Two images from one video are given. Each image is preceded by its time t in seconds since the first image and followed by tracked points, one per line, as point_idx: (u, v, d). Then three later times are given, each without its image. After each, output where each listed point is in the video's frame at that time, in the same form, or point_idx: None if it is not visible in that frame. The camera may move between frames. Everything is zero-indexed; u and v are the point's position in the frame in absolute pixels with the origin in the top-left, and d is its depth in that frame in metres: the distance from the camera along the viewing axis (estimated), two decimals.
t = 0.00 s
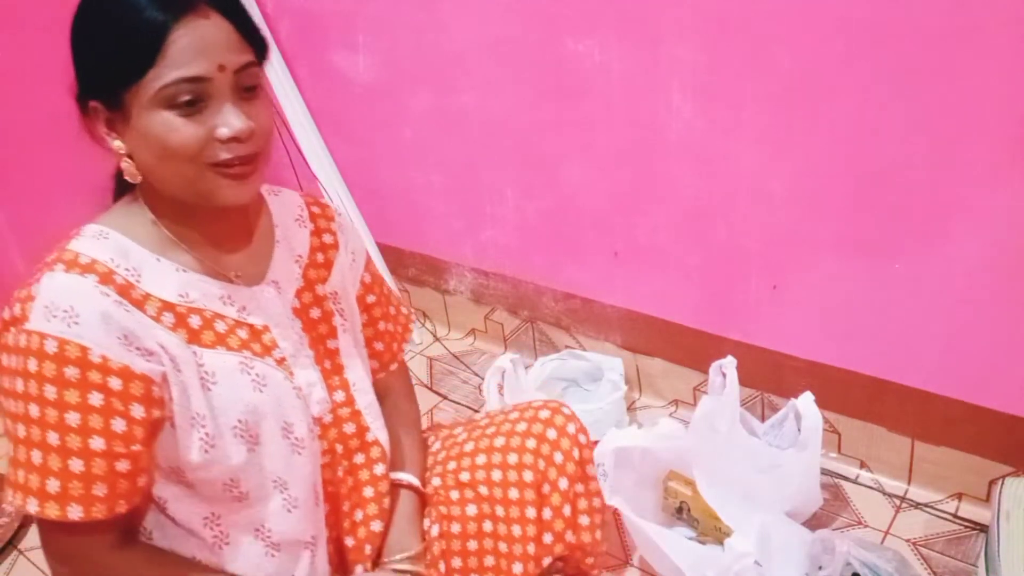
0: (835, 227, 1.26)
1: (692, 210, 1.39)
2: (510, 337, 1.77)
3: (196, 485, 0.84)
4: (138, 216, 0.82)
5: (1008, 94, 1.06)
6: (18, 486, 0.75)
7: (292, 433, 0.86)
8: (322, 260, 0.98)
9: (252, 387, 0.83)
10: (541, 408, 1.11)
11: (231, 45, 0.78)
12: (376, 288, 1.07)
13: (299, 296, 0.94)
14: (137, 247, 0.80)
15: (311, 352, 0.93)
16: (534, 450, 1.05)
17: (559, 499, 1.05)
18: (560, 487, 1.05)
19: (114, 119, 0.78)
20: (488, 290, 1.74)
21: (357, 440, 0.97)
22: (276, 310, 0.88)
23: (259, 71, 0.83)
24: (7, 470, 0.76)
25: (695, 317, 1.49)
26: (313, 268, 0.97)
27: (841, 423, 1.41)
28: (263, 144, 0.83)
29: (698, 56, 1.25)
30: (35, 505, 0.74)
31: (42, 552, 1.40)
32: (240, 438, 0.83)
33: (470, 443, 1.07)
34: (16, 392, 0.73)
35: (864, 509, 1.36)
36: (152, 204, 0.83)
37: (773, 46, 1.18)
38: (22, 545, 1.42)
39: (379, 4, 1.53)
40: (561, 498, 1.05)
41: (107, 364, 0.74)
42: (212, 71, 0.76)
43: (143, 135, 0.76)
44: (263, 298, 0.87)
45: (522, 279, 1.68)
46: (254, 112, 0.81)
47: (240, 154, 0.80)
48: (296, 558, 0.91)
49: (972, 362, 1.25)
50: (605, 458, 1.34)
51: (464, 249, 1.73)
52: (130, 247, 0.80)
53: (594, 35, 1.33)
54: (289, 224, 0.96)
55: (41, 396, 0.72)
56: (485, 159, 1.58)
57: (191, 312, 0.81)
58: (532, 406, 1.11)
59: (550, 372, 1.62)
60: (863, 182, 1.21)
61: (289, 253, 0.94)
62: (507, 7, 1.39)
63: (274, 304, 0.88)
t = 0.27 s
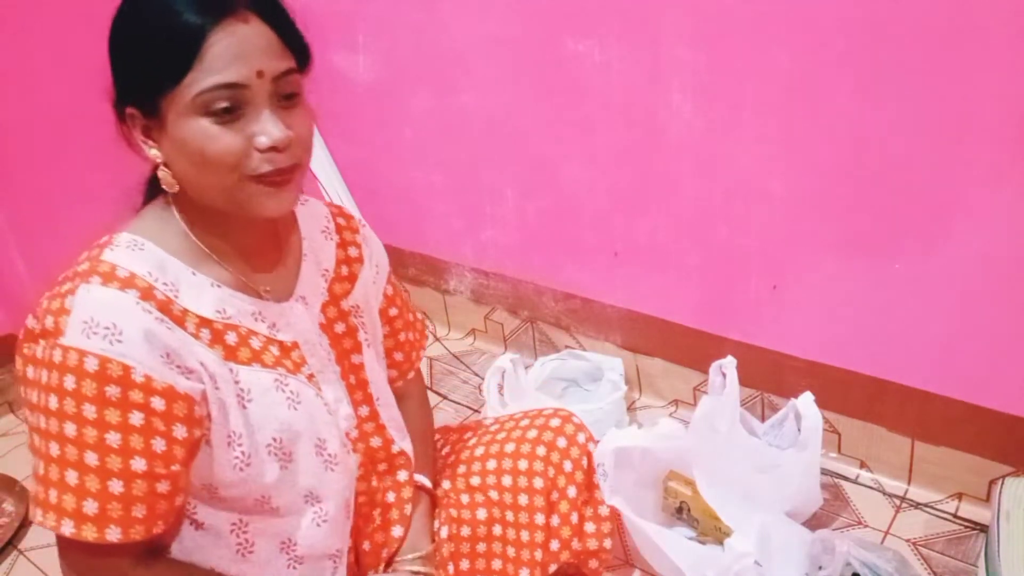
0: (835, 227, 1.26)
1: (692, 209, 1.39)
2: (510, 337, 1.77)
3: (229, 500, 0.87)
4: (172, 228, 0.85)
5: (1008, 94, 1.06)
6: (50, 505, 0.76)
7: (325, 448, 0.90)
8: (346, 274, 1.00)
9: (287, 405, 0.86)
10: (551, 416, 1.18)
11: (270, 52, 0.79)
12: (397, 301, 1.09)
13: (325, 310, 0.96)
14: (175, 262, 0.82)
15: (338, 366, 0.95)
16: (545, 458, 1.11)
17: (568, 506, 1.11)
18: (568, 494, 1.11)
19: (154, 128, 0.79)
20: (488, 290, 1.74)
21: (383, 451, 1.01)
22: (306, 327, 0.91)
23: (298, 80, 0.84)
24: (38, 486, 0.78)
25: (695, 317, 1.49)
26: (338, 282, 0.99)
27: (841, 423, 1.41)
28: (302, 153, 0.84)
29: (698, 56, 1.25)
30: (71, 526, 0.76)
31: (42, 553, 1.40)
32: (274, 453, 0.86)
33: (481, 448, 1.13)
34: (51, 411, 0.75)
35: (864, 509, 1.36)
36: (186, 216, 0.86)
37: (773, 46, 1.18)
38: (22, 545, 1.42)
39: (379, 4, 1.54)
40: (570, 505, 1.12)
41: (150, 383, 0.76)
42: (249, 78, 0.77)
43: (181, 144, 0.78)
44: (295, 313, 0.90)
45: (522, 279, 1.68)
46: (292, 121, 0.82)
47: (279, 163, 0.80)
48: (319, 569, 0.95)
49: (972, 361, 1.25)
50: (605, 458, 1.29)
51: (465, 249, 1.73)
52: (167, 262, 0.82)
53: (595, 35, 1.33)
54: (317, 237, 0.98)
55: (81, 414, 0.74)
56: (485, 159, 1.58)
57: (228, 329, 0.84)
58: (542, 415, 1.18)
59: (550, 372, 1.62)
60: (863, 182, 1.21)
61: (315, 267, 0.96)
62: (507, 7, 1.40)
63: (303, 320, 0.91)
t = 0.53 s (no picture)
0: (835, 227, 1.26)
1: (692, 209, 1.39)
2: (510, 337, 1.77)
3: (231, 514, 0.88)
4: (186, 239, 0.84)
5: (1008, 94, 1.06)
6: (53, 517, 0.78)
7: (331, 464, 0.91)
8: (360, 283, 0.99)
9: (293, 423, 0.87)
10: (554, 417, 1.17)
11: (297, 57, 0.79)
12: (414, 310, 1.07)
13: (335, 321, 0.95)
14: (184, 275, 0.82)
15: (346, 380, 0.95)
16: (549, 459, 1.11)
17: (571, 507, 1.11)
18: (572, 495, 1.11)
19: (173, 131, 0.79)
20: (488, 290, 1.74)
21: (394, 464, 1.01)
22: (317, 341, 0.90)
23: (322, 86, 0.83)
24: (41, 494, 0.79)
25: (695, 317, 1.49)
26: (351, 293, 0.98)
27: (841, 423, 1.41)
28: (324, 160, 0.83)
29: (699, 56, 1.25)
30: (71, 541, 0.77)
31: (41, 552, 1.40)
32: (278, 470, 0.87)
33: (485, 447, 1.15)
34: (55, 425, 0.76)
35: (864, 509, 1.36)
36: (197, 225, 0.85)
37: (773, 46, 1.18)
38: (22, 545, 1.42)
39: (379, 4, 1.54)
40: (573, 506, 1.11)
41: (152, 405, 0.76)
42: (276, 82, 0.77)
43: (202, 147, 0.77)
44: (305, 327, 0.90)
45: (522, 279, 1.68)
46: (315, 127, 0.82)
47: (300, 169, 0.80)
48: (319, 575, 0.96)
49: (972, 361, 1.25)
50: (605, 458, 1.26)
51: (464, 248, 1.73)
52: (176, 275, 0.81)
53: (595, 35, 1.33)
54: (332, 247, 0.97)
55: (83, 432, 0.75)
56: (485, 159, 1.58)
57: (236, 345, 0.84)
58: (547, 415, 1.17)
59: (550, 372, 1.63)
60: (864, 182, 1.20)
61: (328, 278, 0.95)
62: (507, 7, 1.40)
63: (315, 334, 0.91)
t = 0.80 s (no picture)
0: (835, 227, 1.26)
1: (692, 209, 1.39)
2: (510, 337, 1.77)
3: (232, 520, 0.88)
4: (196, 245, 0.84)
5: (1007, 94, 1.06)
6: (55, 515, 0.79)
7: (333, 475, 0.91)
8: (371, 289, 0.97)
9: (295, 433, 0.87)
10: (559, 418, 1.17)
11: (319, 67, 0.79)
12: (428, 313, 1.04)
13: (343, 329, 0.94)
14: (191, 281, 0.82)
15: (352, 389, 0.94)
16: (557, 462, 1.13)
17: (576, 511, 1.13)
18: (575, 499, 1.13)
19: (191, 139, 0.79)
20: (488, 290, 1.74)
21: (393, 479, 0.99)
22: (323, 350, 0.90)
23: (341, 96, 0.84)
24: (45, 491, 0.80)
25: (695, 317, 1.49)
26: (361, 301, 0.96)
27: (841, 423, 1.41)
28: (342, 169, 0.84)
29: (699, 56, 1.25)
30: (70, 540, 0.78)
31: (41, 552, 1.40)
32: (280, 480, 0.87)
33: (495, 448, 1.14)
34: (57, 427, 0.77)
35: (864, 509, 1.36)
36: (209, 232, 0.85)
37: (773, 46, 1.18)
38: (22, 545, 1.42)
39: (379, 4, 1.54)
40: (577, 510, 1.13)
41: (152, 413, 0.77)
42: (298, 91, 0.77)
43: (222, 155, 0.77)
44: (312, 336, 0.89)
45: (522, 279, 1.68)
46: (335, 137, 0.82)
47: (321, 178, 0.80)
48: None
49: (972, 361, 1.25)
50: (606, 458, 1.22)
51: (464, 249, 1.74)
52: (184, 281, 0.81)
53: (594, 35, 1.33)
54: (343, 252, 0.95)
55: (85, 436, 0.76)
56: (485, 159, 1.58)
57: (241, 354, 0.84)
58: (550, 415, 1.18)
59: (550, 372, 1.63)
60: (864, 182, 1.20)
61: (337, 286, 0.94)
62: (507, 7, 1.40)
63: (322, 343, 0.90)
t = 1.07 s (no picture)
0: (835, 227, 1.26)
1: (692, 209, 1.39)
2: (510, 337, 1.77)
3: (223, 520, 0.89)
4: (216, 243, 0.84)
5: (1006, 94, 1.06)
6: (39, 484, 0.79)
7: (330, 487, 0.91)
8: (388, 305, 0.97)
9: (295, 441, 0.87)
10: (560, 420, 1.18)
11: (316, 90, 0.77)
12: (444, 335, 1.03)
13: (356, 342, 0.94)
14: (207, 279, 0.82)
15: (359, 403, 0.94)
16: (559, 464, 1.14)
17: (577, 513, 1.13)
18: (577, 501, 1.13)
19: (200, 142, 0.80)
20: (488, 290, 1.74)
21: (394, 493, 1.01)
22: (333, 361, 0.89)
23: (349, 121, 0.81)
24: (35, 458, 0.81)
25: (695, 317, 1.49)
26: (376, 316, 0.96)
27: (841, 423, 1.41)
28: (335, 195, 0.81)
29: (699, 55, 1.26)
30: (47, 510, 0.79)
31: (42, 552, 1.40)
32: (274, 485, 0.88)
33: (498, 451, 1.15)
34: (51, 399, 0.77)
35: (864, 508, 1.36)
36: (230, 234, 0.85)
37: (773, 46, 1.19)
38: (22, 545, 1.42)
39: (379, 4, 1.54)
40: (579, 512, 1.13)
41: (142, 401, 0.76)
42: (286, 112, 0.76)
43: (213, 163, 0.78)
44: (324, 347, 0.89)
45: (522, 279, 1.68)
46: (330, 161, 0.80)
47: (301, 203, 0.78)
48: None
49: (972, 362, 1.25)
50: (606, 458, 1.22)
51: (465, 249, 1.74)
52: (201, 278, 0.81)
53: (594, 35, 1.33)
54: (362, 264, 0.95)
55: (75, 412, 0.76)
56: (486, 158, 1.59)
57: (248, 357, 0.84)
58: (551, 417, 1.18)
59: (550, 372, 1.63)
60: (864, 182, 1.20)
61: (354, 299, 0.93)
62: (507, 7, 1.40)
63: (332, 355, 0.89)
